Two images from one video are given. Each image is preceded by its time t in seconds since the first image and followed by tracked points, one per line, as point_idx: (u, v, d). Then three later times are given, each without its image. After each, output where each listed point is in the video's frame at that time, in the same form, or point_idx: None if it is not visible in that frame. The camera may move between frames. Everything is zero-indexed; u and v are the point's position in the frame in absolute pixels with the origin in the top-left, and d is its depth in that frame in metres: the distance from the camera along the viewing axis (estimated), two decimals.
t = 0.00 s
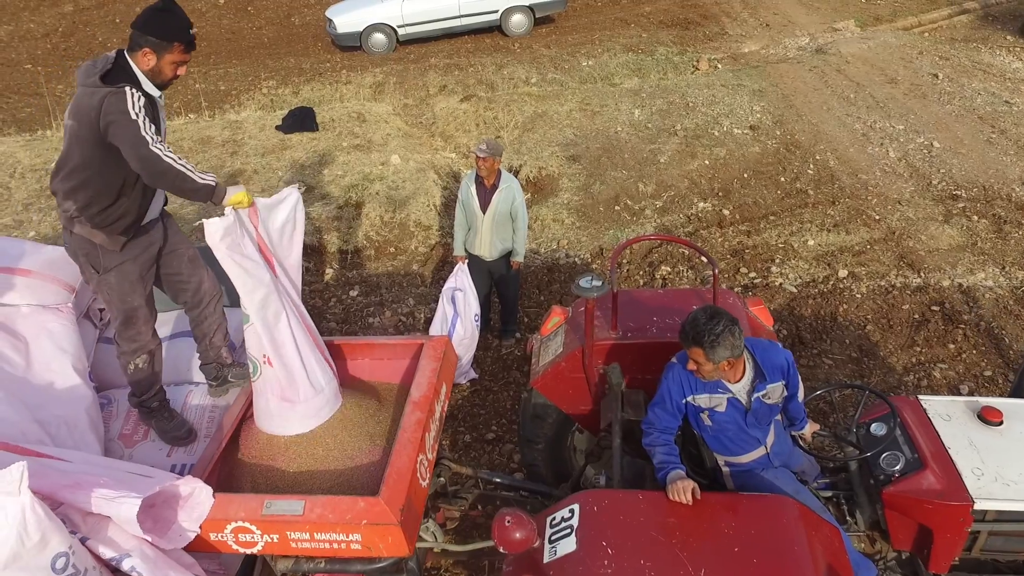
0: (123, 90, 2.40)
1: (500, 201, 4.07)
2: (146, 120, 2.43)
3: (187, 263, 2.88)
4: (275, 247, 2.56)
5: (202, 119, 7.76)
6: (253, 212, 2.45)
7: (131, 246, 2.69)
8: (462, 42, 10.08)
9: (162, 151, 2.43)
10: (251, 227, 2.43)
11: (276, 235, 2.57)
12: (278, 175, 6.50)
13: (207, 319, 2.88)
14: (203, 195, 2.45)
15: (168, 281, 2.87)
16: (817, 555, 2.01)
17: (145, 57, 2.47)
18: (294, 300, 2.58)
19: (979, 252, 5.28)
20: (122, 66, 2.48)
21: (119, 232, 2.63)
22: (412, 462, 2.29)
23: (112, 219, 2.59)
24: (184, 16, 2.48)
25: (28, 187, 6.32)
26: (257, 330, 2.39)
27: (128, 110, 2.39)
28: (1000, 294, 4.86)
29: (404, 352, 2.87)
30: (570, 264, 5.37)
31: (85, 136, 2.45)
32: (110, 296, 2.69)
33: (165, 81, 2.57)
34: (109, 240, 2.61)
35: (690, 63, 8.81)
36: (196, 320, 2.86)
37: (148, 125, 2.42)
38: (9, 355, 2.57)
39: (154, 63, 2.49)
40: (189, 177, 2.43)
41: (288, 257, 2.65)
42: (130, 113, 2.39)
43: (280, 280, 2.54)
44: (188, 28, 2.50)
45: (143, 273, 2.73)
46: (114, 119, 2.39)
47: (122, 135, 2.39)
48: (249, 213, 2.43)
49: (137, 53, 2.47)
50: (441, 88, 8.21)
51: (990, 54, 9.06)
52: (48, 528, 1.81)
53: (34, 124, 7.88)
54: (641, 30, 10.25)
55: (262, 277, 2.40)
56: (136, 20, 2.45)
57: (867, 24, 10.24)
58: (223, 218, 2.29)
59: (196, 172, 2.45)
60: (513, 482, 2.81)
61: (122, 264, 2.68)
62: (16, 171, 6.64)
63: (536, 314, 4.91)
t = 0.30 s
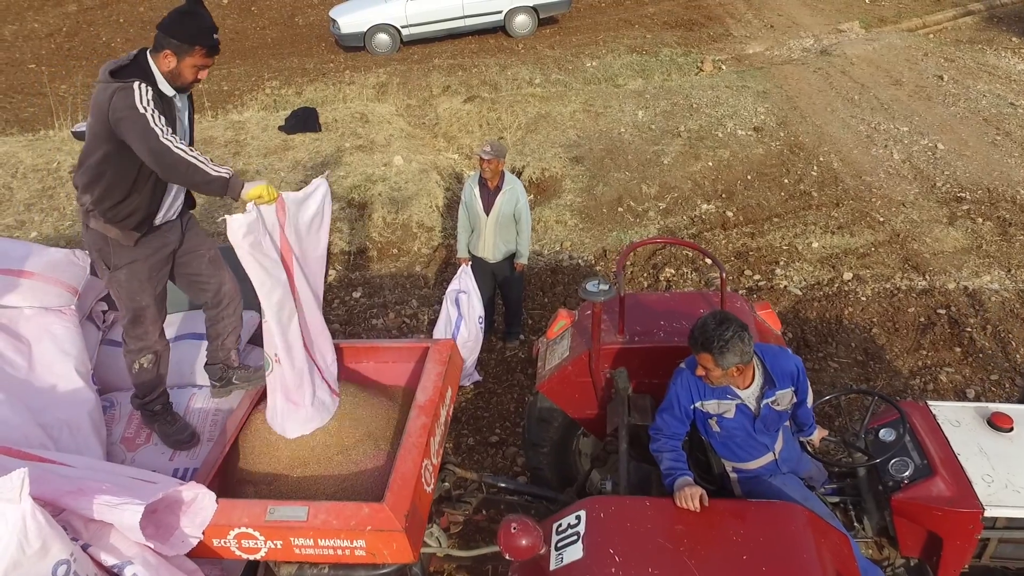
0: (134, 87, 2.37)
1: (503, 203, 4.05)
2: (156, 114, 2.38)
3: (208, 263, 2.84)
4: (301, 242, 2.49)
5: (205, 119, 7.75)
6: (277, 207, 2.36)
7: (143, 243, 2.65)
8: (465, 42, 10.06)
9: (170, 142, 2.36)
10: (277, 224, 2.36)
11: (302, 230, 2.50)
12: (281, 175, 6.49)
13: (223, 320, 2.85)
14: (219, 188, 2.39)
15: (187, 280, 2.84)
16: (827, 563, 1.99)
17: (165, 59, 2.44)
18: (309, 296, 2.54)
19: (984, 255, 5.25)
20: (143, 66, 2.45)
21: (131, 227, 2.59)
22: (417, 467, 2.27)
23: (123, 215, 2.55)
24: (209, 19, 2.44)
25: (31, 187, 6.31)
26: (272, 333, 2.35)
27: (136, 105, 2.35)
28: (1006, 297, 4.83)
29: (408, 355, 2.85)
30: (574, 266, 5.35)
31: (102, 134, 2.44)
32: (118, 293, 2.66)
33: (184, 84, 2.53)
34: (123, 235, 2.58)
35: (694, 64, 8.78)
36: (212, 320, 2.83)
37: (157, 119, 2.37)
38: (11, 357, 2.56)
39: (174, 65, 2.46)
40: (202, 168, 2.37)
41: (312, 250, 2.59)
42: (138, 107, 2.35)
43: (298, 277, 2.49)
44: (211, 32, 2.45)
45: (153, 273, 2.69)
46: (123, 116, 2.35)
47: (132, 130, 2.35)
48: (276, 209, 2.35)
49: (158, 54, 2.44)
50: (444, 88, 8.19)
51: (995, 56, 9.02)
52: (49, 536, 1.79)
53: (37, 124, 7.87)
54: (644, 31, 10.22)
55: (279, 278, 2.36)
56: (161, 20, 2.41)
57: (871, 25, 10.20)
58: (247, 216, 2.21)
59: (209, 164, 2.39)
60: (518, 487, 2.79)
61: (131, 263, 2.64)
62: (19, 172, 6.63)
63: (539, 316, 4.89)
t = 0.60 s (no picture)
0: (141, 89, 2.34)
1: (507, 204, 4.00)
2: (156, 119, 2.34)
3: (220, 264, 2.75)
4: (301, 247, 2.41)
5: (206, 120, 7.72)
6: (273, 208, 2.29)
7: (149, 238, 2.60)
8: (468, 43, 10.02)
9: (159, 152, 2.30)
10: (270, 225, 2.29)
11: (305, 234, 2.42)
12: (282, 176, 6.45)
13: (229, 323, 2.77)
14: (206, 194, 2.32)
15: (198, 278, 2.76)
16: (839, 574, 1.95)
17: (184, 62, 2.38)
18: (303, 302, 2.47)
19: (991, 257, 5.21)
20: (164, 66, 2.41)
21: (137, 223, 2.53)
22: (420, 474, 2.23)
23: (127, 211, 2.50)
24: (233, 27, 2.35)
25: (31, 187, 6.28)
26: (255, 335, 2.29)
27: (139, 108, 2.31)
28: (1013, 300, 4.78)
29: (411, 359, 2.83)
30: (577, 268, 5.31)
31: (113, 130, 2.43)
32: (120, 284, 2.61)
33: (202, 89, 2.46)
34: (129, 229, 2.54)
35: (697, 64, 8.74)
36: (217, 321, 2.77)
37: (155, 124, 2.33)
38: (7, 361, 2.51)
39: (192, 69, 2.39)
40: (187, 176, 2.29)
41: (318, 257, 2.50)
42: (139, 111, 2.31)
43: (294, 280, 2.42)
44: (234, 41, 2.36)
45: (156, 270, 2.63)
46: (126, 116, 2.33)
47: (130, 132, 2.32)
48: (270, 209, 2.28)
49: (178, 57, 2.39)
50: (446, 88, 8.16)
51: (1000, 56, 8.97)
52: (42, 545, 1.76)
53: (38, 124, 7.84)
54: (648, 31, 10.18)
55: (266, 279, 2.30)
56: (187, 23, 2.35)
57: (875, 25, 10.16)
58: (234, 215, 2.15)
59: (197, 172, 2.30)
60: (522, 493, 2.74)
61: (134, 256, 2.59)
62: (19, 171, 6.60)
63: (542, 318, 4.85)
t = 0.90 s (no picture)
0: (106, 76, 2.34)
1: (510, 205, 3.95)
2: (115, 108, 2.32)
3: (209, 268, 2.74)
4: (272, 227, 2.36)
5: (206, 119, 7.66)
6: (233, 190, 2.25)
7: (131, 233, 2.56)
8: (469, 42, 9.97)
9: (107, 140, 2.26)
10: (228, 208, 2.26)
11: (275, 214, 2.36)
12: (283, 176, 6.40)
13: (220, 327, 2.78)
14: (158, 178, 2.25)
15: (186, 278, 2.75)
16: None
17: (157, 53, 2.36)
18: (285, 285, 2.41)
19: (998, 259, 5.15)
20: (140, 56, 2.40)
21: (116, 214, 2.47)
22: (423, 481, 2.18)
23: (103, 204, 2.44)
24: (208, 18, 2.30)
25: (30, 187, 6.22)
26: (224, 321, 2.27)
27: (97, 95, 2.31)
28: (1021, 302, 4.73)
29: (415, 362, 2.78)
30: (580, 269, 5.25)
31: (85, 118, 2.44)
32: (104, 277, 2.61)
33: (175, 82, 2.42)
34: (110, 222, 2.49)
35: (700, 64, 8.69)
36: (208, 325, 2.77)
37: (112, 113, 2.30)
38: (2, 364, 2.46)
39: (165, 61, 2.36)
40: (134, 161, 2.23)
41: (300, 234, 2.43)
42: (98, 99, 2.31)
43: (269, 264, 2.37)
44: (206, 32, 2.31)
45: (138, 267, 2.60)
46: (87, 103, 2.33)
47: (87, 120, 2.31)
48: (228, 191, 2.25)
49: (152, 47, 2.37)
50: (448, 88, 8.11)
51: (1004, 57, 8.92)
52: (33, 557, 1.70)
53: (37, 123, 7.79)
54: (650, 31, 10.13)
55: (232, 264, 2.27)
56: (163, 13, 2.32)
57: (878, 26, 10.11)
58: (185, 199, 2.14)
59: (146, 156, 2.24)
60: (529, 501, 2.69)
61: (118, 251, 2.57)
62: (18, 171, 6.55)
63: (545, 320, 4.79)
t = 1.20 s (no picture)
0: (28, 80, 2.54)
1: (515, 207, 3.92)
2: (21, 114, 2.51)
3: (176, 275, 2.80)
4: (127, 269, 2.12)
5: (207, 120, 7.63)
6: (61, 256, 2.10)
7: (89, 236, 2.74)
8: (471, 43, 9.94)
9: None
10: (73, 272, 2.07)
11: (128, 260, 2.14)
12: (283, 176, 6.37)
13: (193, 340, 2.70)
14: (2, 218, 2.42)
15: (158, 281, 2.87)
16: None
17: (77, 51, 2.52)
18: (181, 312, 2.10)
19: (1003, 261, 5.11)
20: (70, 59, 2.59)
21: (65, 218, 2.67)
22: (427, 488, 2.14)
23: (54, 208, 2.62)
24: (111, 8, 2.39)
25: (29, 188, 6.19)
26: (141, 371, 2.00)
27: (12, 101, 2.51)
28: None
29: (418, 365, 2.75)
30: (582, 270, 5.22)
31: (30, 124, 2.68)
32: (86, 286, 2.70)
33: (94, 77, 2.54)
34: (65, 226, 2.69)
35: (703, 65, 8.65)
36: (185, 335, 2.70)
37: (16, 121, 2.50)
38: None
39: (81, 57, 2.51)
40: None
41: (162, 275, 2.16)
42: (12, 105, 2.51)
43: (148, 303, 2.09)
44: (106, 19, 2.36)
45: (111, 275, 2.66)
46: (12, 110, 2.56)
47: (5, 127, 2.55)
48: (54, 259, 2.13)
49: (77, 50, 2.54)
50: (449, 89, 8.08)
51: (1007, 58, 8.88)
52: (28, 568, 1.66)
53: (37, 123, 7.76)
54: (653, 32, 10.09)
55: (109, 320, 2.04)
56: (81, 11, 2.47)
57: (881, 27, 10.07)
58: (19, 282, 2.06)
59: None
60: (534, 507, 2.64)
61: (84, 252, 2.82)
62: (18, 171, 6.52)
63: (547, 322, 4.76)
